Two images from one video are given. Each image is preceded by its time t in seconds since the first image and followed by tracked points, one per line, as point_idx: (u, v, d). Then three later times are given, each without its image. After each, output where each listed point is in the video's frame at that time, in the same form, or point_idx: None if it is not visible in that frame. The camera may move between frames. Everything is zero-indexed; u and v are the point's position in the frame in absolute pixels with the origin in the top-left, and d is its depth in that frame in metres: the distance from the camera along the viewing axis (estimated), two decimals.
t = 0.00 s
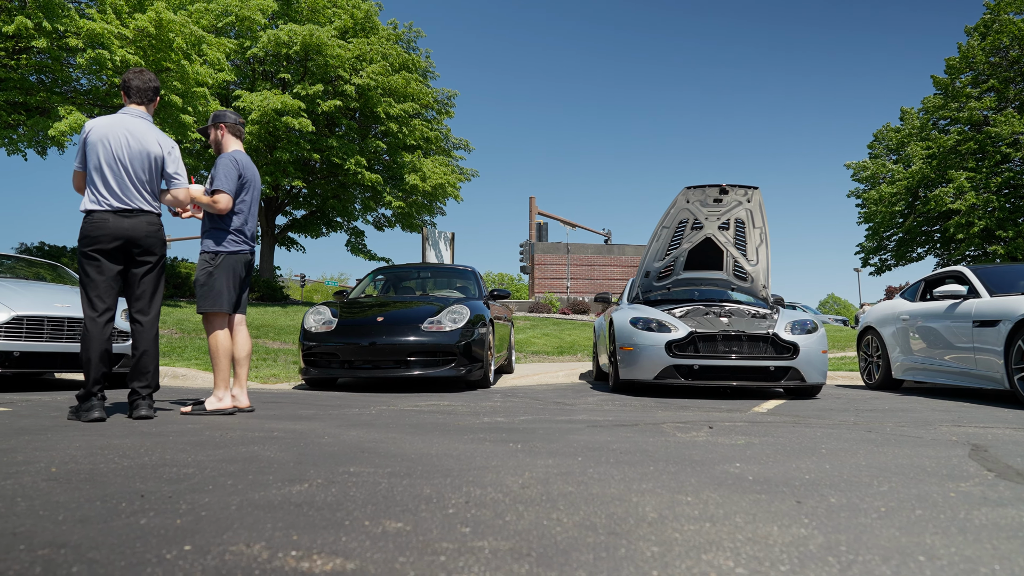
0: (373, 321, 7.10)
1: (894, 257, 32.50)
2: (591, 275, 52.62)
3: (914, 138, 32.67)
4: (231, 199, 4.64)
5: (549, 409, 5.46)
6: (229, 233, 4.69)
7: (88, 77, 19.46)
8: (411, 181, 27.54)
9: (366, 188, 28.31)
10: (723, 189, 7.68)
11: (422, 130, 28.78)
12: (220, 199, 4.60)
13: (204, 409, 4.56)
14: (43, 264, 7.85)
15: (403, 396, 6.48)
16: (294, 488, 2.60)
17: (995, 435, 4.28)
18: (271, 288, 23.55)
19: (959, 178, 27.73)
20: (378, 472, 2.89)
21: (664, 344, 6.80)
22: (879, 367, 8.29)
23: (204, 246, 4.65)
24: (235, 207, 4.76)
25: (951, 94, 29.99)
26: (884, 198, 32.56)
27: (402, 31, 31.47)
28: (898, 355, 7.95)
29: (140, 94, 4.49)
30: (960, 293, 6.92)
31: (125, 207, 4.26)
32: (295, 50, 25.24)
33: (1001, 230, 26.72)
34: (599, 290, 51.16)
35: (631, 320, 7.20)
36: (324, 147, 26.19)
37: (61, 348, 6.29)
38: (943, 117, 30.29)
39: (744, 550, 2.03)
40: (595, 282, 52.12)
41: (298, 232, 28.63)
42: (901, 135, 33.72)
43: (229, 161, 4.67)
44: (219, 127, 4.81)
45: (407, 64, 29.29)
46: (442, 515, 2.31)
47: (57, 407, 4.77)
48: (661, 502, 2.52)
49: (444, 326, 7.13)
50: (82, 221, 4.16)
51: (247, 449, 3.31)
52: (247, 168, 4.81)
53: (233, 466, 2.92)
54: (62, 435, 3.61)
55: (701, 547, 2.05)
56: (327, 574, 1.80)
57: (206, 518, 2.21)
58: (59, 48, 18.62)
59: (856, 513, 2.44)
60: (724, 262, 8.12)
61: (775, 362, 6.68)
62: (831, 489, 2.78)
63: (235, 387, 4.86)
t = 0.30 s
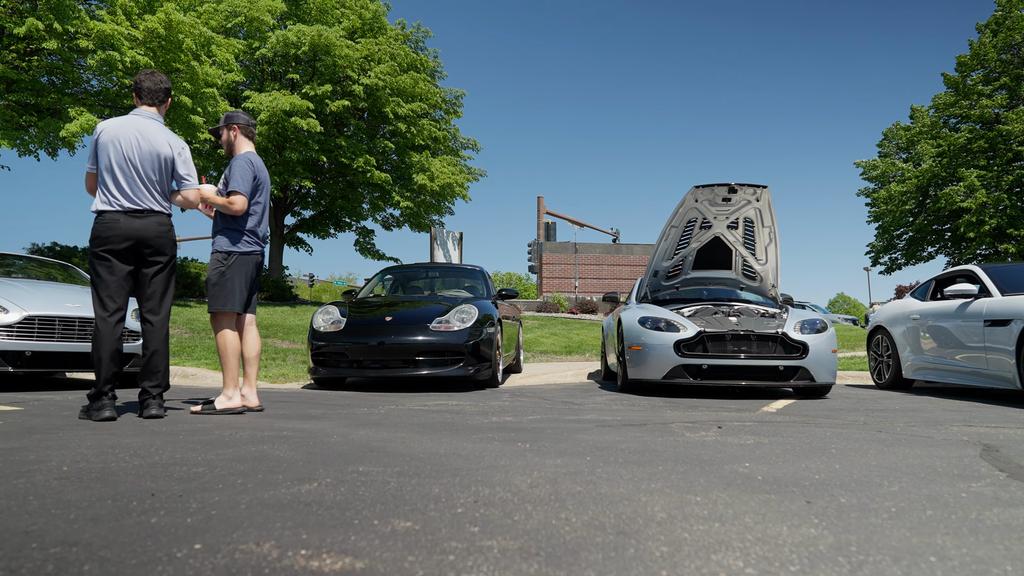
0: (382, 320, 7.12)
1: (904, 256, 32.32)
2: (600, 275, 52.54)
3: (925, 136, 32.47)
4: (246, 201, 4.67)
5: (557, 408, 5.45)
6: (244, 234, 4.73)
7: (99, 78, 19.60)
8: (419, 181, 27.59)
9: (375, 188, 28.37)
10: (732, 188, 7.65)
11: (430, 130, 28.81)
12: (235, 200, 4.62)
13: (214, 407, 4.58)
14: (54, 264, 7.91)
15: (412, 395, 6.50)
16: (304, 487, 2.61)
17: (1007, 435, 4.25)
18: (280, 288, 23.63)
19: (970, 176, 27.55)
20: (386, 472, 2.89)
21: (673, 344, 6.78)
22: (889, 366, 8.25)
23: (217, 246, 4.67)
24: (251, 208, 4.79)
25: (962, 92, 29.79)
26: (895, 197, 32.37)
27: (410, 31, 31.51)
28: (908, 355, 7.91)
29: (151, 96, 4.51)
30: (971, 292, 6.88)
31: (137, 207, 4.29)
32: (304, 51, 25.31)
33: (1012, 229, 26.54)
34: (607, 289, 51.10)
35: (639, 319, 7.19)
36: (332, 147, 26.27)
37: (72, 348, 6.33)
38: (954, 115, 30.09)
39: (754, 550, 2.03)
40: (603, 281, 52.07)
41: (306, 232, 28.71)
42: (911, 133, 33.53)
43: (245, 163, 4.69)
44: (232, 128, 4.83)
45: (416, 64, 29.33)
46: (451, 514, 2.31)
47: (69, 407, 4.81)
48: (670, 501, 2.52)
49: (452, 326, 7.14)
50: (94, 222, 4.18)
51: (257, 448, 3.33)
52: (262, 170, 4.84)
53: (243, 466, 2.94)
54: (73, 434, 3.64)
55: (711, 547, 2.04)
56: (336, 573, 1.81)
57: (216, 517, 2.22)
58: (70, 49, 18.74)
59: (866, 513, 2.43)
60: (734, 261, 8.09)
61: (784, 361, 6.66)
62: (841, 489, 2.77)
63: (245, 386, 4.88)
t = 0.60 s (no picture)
0: (391, 320, 7.13)
1: (915, 255, 32.15)
2: (608, 274, 52.45)
3: (936, 134, 32.29)
4: (260, 201, 4.68)
5: (567, 408, 5.45)
6: (257, 235, 4.75)
7: (110, 80, 19.72)
8: (428, 181, 27.65)
9: (384, 187, 28.42)
10: (742, 187, 7.66)
11: (439, 130, 28.86)
12: (249, 201, 4.64)
13: (225, 406, 4.60)
14: (67, 265, 7.96)
15: (421, 394, 6.51)
16: (314, 486, 2.61)
17: (1020, 435, 4.22)
18: (290, 288, 23.73)
19: (981, 174, 27.36)
20: (396, 471, 2.90)
21: (682, 343, 6.76)
22: (900, 366, 8.20)
23: (228, 246, 4.69)
24: (263, 209, 4.81)
25: (974, 89, 29.60)
26: (905, 196, 32.18)
27: (419, 31, 31.54)
28: (920, 354, 7.85)
29: (163, 97, 4.55)
30: (984, 291, 6.83)
31: (148, 208, 4.32)
32: (313, 51, 25.38)
33: None
34: (616, 288, 51.02)
35: (649, 319, 7.16)
36: (341, 147, 26.34)
37: (84, 347, 6.37)
38: (966, 113, 29.91)
39: (764, 550, 2.02)
40: (612, 280, 51.99)
41: (316, 232, 28.78)
42: (922, 131, 33.34)
43: (258, 164, 4.71)
44: (244, 129, 4.85)
45: (424, 64, 29.37)
46: (460, 514, 2.31)
47: (80, 406, 4.84)
48: (679, 502, 2.51)
49: (461, 325, 7.14)
50: (105, 222, 4.21)
51: (268, 447, 3.35)
52: (274, 172, 4.86)
53: (253, 465, 2.95)
54: (86, 433, 3.66)
55: (721, 547, 2.04)
56: (346, 572, 1.82)
57: (226, 516, 2.23)
58: (81, 51, 18.85)
59: (878, 514, 2.41)
60: (743, 260, 8.05)
61: (794, 361, 6.63)
62: (851, 489, 2.76)
63: (256, 386, 4.90)
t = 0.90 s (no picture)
0: (401, 319, 7.15)
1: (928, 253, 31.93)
2: (618, 273, 52.35)
3: (949, 132, 32.05)
4: (272, 201, 4.70)
5: (577, 407, 5.44)
6: (269, 235, 4.77)
7: (122, 81, 19.85)
8: (438, 181, 27.69)
9: (393, 187, 28.46)
10: (752, 186, 7.53)
11: (448, 129, 28.89)
12: (261, 201, 4.66)
13: (237, 406, 4.63)
14: (79, 265, 8.02)
15: (431, 393, 6.52)
16: (324, 485, 2.62)
17: None
18: (300, 288, 23.82)
19: (995, 172, 27.13)
20: (406, 470, 2.91)
21: (693, 342, 6.74)
22: (912, 366, 8.15)
23: (240, 247, 4.71)
24: (275, 209, 4.83)
25: (987, 86, 29.37)
26: (917, 194, 31.95)
27: (428, 31, 31.56)
28: (932, 354, 7.80)
29: (177, 99, 4.58)
30: (998, 290, 6.78)
31: (160, 209, 4.34)
32: (323, 52, 25.44)
33: None
34: (626, 288, 50.93)
35: (659, 318, 7.14)
36: (351, 148, 26.41)
37: (97, 347, 6.42)
38: (979, 110, 29.67)
39: (776, 550, 2.01)
40: (622, 280, 51.92)
41: (326, 232, 28.87)
42: (934, 129, 33.09)
43: (270, 164, 4.73)
44: (256, 130, 4.87)
45: (434, 64, 29.40)
46: (471, 513, 2.31)
47: (94, 406, 4.87)
48: (690, 501, 2.50)
49: (471, 325, 7.15)
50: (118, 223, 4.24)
51: (279, 446, 3.36)
52: (286, 172, 4.88)
53: (265, 464, 2.97)
54: (99, 432, 3.69)
55: (732, 547, 2.03)
56: (357, 570, 1.82)
57: (238, 514, 2.24)
58: (93, 53, 18.97)
59: (890, 514, 2.40)
60: (753, 259, 8.04)
61: (805, 360, 6.61)
62: (864, 489, 2.74)
63: (267, 385, 4.92)
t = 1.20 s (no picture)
0: (411, 319, 7.17)
1: (941, 252, 31.69)
2: (629, 273, 52.24)
3: (962, 130, 31.81)
4: (283, 202, 4.72)
5: (588, 407, 5.43)
6: (280, 235, 4.79)
7: (134, 82, 19.98)
8: (448, 181, 27.75)
9: (403, 187, 28.52)
10: (764, 185, 7.50)
11: (459, 129, 28.91)
12: (272, 201, 4.68)
13: (249, 405, 4.66)
14: (93, 265, 8.08)
15: (442, 393, 6.54)
16: (336, 484, 2.63)
17: None
18: (312, 287, 23.92)
19: (1009, 170, 26.89)
20: (417, 470, 2.92)
21: (704, 342, 6.72)
22: (926, 365, 8.10)
23: (251, 247, 4.73)
24: (287, 210, 4.85)
25: (1002, 84, 29.12)
26: (930, 192, 31.71)
27: (438, 31, 31.59)
28: (946, 353, 7.74)
29: (191, 101, 4.62)
30: (1013, 289, 6.72)
31: (173, 210, 4.37)
32: (333, 52, 25.51)
33: None
34: (636, 287, 50.84)
35: (670, 318, 7.12)
36: (362, 148, 26.48)
37: (110, 346, 6.46)
38: (994, 107, 29.42)
39: (788, 550, 2.01)
40: (632, 279, 51.83)
41: (336, 232, 28.95)
42: (947, 126, 32.84)
43: (282, 164, 4.76)
44: (268, 131, 4.90)
45: (444, 64, 29.44)
46: (482, 513, 2.32)
47: (108, 405, 4.91)
48: (701, 501, 2.49)
49: (482, 324, 7.15)
50: (132, 224, 4.26)
51: (290, 445, 3.38)
52: (298, 172, 4.90)
53: (277, 463, 2.98)
54: (113, 431, 3.73)
55: (744, 547, 2.03)
56: (370, 569, 1.83)
57: (251, 513, 2.26)
58: (106, 54, 19.09)
59: (903, 514, 2.39)
60: (765, 258, 7.99)
61: (818, 359, 6.57)
62: (877, 489, 2.73)
63: (279, 385, 4.94)
